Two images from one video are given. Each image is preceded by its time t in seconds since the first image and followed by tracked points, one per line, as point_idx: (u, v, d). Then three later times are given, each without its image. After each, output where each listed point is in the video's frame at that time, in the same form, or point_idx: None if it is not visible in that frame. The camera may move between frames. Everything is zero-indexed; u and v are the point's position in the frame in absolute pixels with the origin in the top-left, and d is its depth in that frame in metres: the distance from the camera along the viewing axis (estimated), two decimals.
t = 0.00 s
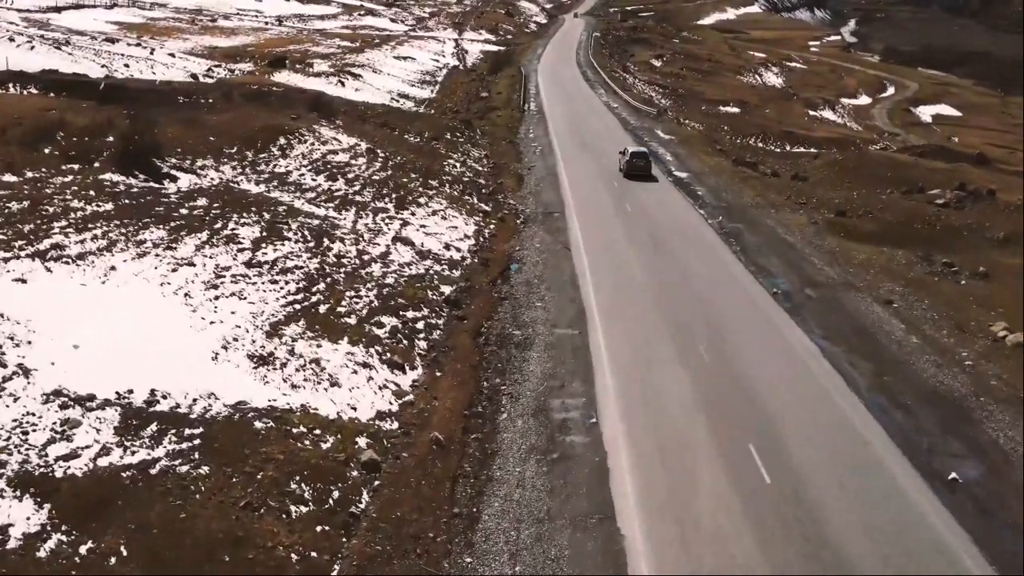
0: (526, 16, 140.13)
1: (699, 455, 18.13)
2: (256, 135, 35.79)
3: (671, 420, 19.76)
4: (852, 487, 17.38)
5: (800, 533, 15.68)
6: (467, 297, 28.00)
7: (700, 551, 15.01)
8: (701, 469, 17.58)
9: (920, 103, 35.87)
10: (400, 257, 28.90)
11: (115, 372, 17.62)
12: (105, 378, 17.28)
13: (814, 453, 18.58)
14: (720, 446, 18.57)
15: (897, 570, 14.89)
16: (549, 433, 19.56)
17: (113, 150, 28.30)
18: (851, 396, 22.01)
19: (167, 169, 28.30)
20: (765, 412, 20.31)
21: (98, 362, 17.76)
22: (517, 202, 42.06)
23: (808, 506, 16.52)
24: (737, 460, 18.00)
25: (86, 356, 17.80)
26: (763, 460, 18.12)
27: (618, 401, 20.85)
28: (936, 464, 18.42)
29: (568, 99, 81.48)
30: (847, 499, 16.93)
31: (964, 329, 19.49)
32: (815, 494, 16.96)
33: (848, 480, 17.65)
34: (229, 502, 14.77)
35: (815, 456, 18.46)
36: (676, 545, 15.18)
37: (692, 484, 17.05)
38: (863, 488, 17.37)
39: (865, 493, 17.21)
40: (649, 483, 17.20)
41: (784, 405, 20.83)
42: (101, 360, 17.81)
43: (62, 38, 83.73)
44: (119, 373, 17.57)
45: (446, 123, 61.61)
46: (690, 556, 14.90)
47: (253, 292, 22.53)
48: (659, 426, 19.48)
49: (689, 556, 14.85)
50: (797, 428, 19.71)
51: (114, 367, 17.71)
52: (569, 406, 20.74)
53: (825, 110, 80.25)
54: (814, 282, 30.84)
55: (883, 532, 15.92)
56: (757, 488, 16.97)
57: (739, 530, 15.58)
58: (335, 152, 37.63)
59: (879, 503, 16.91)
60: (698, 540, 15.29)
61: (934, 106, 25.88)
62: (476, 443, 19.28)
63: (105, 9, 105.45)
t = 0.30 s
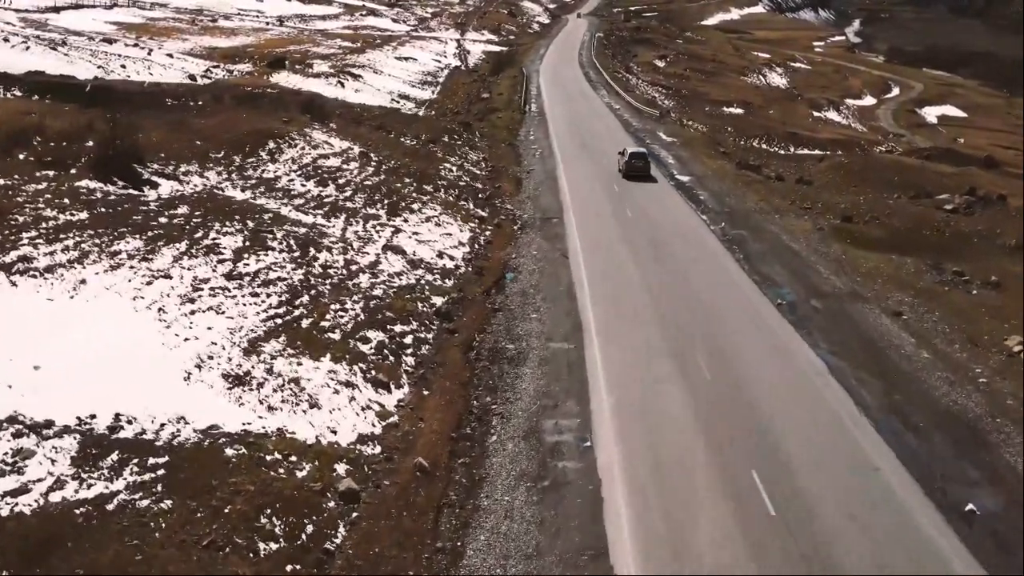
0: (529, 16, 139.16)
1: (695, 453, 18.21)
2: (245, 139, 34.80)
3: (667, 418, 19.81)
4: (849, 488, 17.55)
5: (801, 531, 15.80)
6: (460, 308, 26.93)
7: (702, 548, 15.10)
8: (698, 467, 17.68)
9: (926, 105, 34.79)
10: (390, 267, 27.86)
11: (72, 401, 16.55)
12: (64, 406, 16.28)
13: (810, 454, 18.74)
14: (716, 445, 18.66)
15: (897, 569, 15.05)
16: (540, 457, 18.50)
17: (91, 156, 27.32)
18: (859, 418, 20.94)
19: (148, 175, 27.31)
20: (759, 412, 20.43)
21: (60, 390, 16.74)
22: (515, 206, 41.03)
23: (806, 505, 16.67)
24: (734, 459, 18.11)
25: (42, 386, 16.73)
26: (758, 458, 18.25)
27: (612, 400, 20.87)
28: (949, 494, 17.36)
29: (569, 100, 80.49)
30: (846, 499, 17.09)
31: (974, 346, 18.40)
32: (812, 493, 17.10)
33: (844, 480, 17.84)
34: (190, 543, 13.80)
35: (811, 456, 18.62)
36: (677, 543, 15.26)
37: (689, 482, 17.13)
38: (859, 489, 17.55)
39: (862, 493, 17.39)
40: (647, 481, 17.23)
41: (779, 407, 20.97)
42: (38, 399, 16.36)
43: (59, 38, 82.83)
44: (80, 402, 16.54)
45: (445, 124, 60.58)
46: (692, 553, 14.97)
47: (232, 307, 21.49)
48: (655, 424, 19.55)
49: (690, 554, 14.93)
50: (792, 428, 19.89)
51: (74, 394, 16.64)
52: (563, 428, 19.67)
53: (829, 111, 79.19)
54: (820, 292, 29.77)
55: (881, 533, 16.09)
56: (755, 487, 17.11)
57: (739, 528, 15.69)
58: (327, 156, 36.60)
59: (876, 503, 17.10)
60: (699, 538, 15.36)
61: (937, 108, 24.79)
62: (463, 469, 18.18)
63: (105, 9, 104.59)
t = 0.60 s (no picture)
0: (532, 15, 137.96)
1: (687, 456, 17.96)
2: (232, 143, 33.78)
3: (660, 420, 19.53)
4: (847, 487, 17.30)
5: (797, 534, 15.57)
6: (451, 319, 25.82)
7: (695, 555, 14.88)
8: (690, 470, 17.45)
9: (933, 105, 33.70)
10: (379, 276, 26.80)
11: (33, 420, 15.94)
12: (20, 429, 15.68)
13: (807, 454, 18.48)
14: (710, 446, 18.39)
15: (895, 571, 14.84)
16: (530, 484, 17.43)
17: (66, 162, 26.33)
18: (868, 439, 19.82)
19: (127, 180, 26.26)
20: (754, 411, 20.15)
21: (13, 411, 16.12)
22: (512, 210, 39.98)
23: (802, 507, 16.43)
24: (728, 461, 17.85)
25: (3, 403, 16.27)
26: (753, 459, 17.98)
27: (604, 406, 20.48)
28: (965, 525, 16.23)
29: (571, 100, 79.42)
30: (844, 500, 16.83)
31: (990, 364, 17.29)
32: (808, 494, 16.86)
33: (842, 479, 17.58)
34: None
35: (807, 456, 18.36)
36: (670, 550, 15.03)
37: (682, 486, 16.89)
38: (856, 487, 17.30)
39: (860, 492, 17.15)
40: (639, 486, 16.98)
41: (775, 406, 20.67)
42: (20, 404, 16.32)
43: (54, 38, 81.82)
44: (39, 423, 15.88)
45: (443, 126, 59.48)
46: (685, 561, 14.75)
47: (209, 321, 20.42)
48: (647, 427, 19.27)
49: (683, 562, 14.71)
50: (789, 427, 19.62)
51: (32, 415, 16.02)
52: (555, 452, 18.58)
53: (834, 110, 78.01)
54: (826, 301, 28.66)
55: (879, 533, 15.85)
56: (749, 489, 16.87)
57: (734, 532, 15.47)
58: (318, 159, 35.56)
59: (873, 502, 16.87)
60: (692, 544, 15.14)
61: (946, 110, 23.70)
62: (446, 497, 17.09)
63: (104, 8, 103.51)
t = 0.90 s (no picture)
0: (535, 15, 136.82)
1: (676, 457, 17.79)
2: (219, 146, 32.82)
3: (649, 422, 19.33)
4: (836, 497, 17.16)
5: (784, 540, 15.44)
6: (441, 333, 24.76)
7: (680, 559, 14.72)
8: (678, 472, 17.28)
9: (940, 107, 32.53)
10: (367, 286, 25.74)
11: (21, 425, 15.71)
12: (21, 429, 15.62)
13: (798, 461, 18.33)
14: (698, 448, 18.23)
15: None
16: (519, 515, 16.37)
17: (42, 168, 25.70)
18: (878, 463, 18.75)
19: (105, 187, 25.58)
20: (747, 412, 20.14)
21: (8, 413, 15.96)
22: (509, 215, 38.93)
23: (792, 513, 16.27)
24: (716, 464, 17.70)
25: (3, 403, 16.16)
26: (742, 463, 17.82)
27: (598, 407, 20.29)
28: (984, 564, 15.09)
29: (572, 100, 78.37)
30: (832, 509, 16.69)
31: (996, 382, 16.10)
32: (797, 502, 16.71)
33: (831, 488, 17.46)
34: None
35: (796, 462, 18.20)
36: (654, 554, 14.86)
37: (668, 488, 16.72)
38: (844, 497, 17.19)
39: (849, 503, 17.03)
40: (626, 489, 16.79)
41: (766, 411, 20.51)
42: (20, 404, 16.21)
43: (51, 37, 80.85)
44: (25, 431, 15.60)
45: (441, 127, 58.39)
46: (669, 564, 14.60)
47: (183, 338, 19.38)
48: (636, 428, 19.07)
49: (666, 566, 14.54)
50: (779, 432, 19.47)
51: (23, 419, 15.84)
52: (546, 479, 17.51)
53: (839, 110, 76.84)
54: (832, 313, 27.54)
55: (872, 543, 15.80)
56: (736, 492, 16.72)
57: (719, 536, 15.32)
58: (308, 163, 34.54)
59: (866, 508, 16.98)
60: (677, 547, 15.00)
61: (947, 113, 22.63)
62: (428, 531, 16.03)
63: (103, 8, 102.46)
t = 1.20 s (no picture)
0: (538, 14, 135.66)
1: (664, 459, 17.95)
2: (204, 151, 31.78)
3: (639, 423, 19.50)
4: (825, 493, 17.27)
5: (769, 540, 15.58)
6: (430, 348, 23.67)
7: (665, 561, 14.84)
8: (666, 472, 17.45)
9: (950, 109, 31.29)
10: (354, 299, 24.63)
11: (21, 425, 15.57)
12: (20, 429, 15.47)
13: (787, 456, 18.48)
14: (686, 449, 18.39)
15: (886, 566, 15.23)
16: (506, 551, 15.33)
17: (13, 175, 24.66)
18: (888, 490, 17.68)
19: (78, 196, 24.53)
20: (734, 411, 20.27)
21: (8, 412, 15.80)
22: (505, 220, 37.84)
23: (778, 512, 16.42)
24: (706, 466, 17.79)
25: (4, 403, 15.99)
26: (731, 462, 17.99)
27: (587, 411, 20.28)
28: None
29: (574, 100, 77.30)
30: (821, 505, 16.81)
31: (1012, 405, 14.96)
32: (786, 501, 16.84)
33: (820, 483, 17.58)
34: None
35: (784, 458, 18.41)
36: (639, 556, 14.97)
37: (656, 490, 16.87)
38: (833, 493, 17.30)
39: (838, 498, 17.14)
40: (614, 491, 16.93)
41: (758, 407, 20.63)
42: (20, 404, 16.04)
43: (47, 37, 79.87)
44: (24, 432, 15.43)
45: (440, 129, 57.32)
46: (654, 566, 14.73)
47: (152, 357, 18.29)
48: (626, 430, 19.22)
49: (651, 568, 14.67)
50: (770, 428, 19.63)
51: (24, 418, 15.70)
52: (535, 510, 16.46)
53: (845, 111, 75.58)
54: (839, 325, 26.39)
55: (863, 535, 16.04)
56: (724, 493, 16.90)
57: (706, 538, 15.44)
58: (296, 168, 33.47)
59: (854, 498, 17.20)
60: (662, 550, 15.13)
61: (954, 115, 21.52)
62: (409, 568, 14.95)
63: (102, 7, 101.53)
